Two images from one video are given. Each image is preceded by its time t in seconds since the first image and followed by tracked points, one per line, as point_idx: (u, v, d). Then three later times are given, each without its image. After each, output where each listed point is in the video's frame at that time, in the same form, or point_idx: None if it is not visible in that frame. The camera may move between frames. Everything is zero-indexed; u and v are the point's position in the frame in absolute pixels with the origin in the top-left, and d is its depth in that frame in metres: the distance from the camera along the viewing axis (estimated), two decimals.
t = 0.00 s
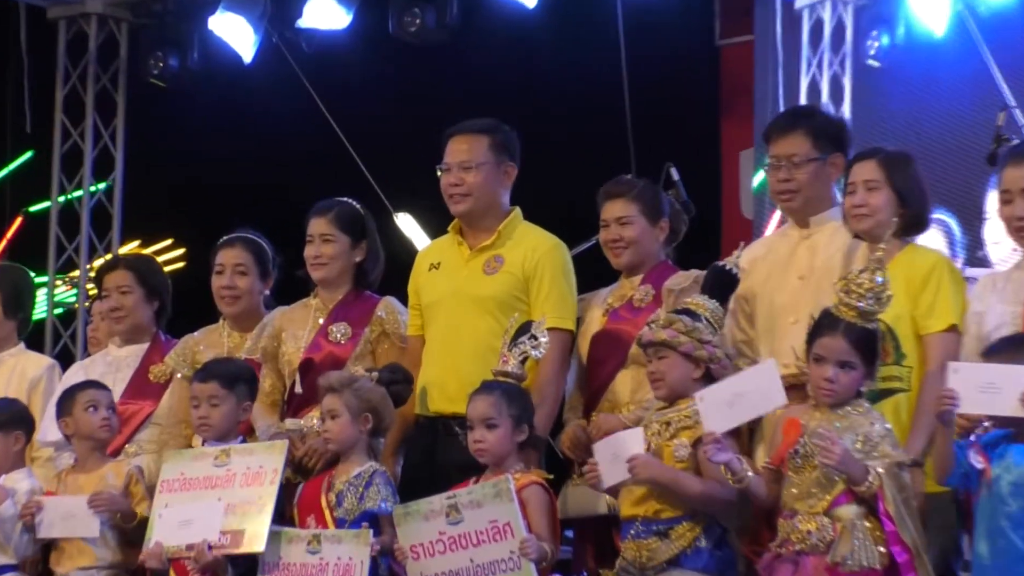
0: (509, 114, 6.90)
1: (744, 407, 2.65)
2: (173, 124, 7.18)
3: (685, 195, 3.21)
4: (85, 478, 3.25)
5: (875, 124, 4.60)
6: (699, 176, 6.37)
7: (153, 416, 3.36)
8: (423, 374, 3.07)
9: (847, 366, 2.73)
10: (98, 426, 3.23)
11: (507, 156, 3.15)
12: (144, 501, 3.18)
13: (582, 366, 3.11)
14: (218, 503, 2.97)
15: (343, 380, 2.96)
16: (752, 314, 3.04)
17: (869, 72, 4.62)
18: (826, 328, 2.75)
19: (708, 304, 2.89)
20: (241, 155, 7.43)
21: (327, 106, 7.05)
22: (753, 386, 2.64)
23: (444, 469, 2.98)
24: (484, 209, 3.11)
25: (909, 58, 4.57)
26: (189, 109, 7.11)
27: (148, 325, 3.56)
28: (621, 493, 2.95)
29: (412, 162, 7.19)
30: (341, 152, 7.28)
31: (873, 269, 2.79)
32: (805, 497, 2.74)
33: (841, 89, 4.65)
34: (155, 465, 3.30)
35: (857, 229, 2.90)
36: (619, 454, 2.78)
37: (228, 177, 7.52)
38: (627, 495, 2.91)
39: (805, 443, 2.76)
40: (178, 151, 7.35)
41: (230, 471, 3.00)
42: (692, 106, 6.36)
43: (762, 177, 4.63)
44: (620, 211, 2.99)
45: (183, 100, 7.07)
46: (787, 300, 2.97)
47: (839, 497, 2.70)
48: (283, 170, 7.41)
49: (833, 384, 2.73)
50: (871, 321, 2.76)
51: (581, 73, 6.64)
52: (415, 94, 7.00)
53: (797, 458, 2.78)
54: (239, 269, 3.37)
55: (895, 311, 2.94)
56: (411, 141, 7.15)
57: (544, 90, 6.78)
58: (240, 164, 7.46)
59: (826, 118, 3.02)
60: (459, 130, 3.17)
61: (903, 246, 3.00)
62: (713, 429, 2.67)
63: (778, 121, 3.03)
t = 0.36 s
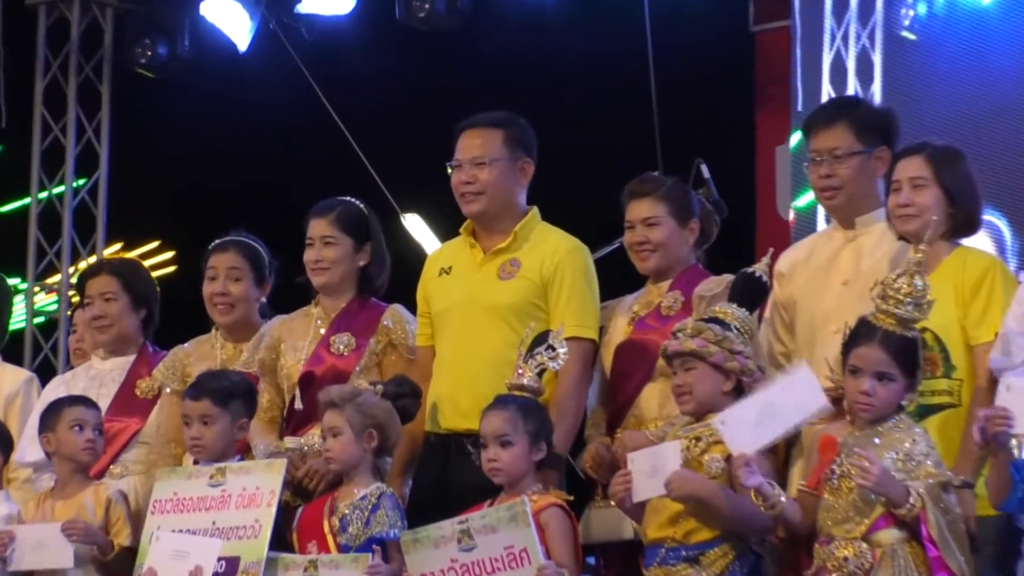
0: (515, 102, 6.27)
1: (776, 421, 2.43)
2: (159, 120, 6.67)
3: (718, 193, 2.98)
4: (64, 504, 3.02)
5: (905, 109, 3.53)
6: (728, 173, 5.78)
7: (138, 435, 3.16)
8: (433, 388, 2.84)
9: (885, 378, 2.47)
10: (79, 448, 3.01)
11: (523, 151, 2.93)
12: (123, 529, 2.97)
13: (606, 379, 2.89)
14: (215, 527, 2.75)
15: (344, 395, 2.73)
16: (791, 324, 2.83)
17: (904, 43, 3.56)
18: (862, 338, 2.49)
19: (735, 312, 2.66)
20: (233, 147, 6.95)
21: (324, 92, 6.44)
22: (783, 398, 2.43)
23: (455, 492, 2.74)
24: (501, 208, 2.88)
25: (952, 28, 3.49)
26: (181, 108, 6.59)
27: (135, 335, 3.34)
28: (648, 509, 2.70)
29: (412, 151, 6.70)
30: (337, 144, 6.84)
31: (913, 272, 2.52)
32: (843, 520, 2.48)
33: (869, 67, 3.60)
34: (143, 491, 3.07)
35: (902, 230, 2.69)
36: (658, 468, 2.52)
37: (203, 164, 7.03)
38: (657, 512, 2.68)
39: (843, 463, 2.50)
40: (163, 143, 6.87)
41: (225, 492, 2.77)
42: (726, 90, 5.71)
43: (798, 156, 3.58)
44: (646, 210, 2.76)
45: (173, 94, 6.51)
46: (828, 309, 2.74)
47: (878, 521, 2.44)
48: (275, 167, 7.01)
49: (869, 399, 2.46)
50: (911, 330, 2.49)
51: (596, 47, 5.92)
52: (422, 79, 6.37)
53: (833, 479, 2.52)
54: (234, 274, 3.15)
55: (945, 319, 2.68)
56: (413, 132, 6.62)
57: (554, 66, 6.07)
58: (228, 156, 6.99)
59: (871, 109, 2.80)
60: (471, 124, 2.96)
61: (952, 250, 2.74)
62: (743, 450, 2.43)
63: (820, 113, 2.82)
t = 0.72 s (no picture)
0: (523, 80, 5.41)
1: (824, 458, 2.18)
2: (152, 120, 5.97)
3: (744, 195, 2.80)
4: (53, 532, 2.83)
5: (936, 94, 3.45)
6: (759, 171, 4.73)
7: (125, 451, 3.00)
8: (441, 402, 2.67)
9: (915, 391, 2.27)
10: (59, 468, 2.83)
11: (534, 148, 2.76)
12: (116, 558, 2.80)
13: (625, 390, 2.72)
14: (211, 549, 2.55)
15: (347, 408, 2.56)
16: (821, 332, 2.67)
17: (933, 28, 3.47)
18: (889, 348, 2.30)
19: (762, 319, 2.48)
20: (239, 145, 6.05)
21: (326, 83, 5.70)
22: (836, 439, 2.18)
23: (465, 511, 2.57)
24: (511, 209, 2.71)
25: (988, 11, 3.41)
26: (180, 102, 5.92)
27: (121, 343, 3.18)
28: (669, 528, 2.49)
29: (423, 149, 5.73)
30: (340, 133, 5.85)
31: (943, 276, 2.33)
32: (871, 543, 2.28)
33: (897, 54, 3.51)
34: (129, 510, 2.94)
35: (942, 234, 2.51)
36: (685, 486, 2.34)
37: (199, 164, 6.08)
38: (680, 530, 2.47)
39: (874, 481, 2.30)
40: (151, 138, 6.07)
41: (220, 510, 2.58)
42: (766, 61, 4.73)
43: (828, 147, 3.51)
44: (669, 210, 2.60)
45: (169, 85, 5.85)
46: (865, 316, 2.57)
47: (909, 542, 2.24)
48: (275, 160, 6.01)
49: (899, 412, 2.26)
50: (942, 338, 2.30)
51: (609, 28, 5.14)
52: (432, 65, 5.58)
53: (862, 498, 2.32)
54: (227, 277, 2.99)
55: (984, 327, 2.47)
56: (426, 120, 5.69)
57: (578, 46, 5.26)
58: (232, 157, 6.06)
59: (905, 102, 2.64)
60: (476, 120, 2.78)
61: (993, 253, 2.54)
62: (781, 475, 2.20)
63: (852, 106, 2.65)
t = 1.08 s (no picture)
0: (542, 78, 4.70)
1: (812, 464, 1.98)
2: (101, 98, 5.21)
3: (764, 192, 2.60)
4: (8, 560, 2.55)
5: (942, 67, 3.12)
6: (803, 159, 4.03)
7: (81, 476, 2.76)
8: (431, 420, 2.43)
9: (946, 408, 2.00)
10: (7, 486, 2.58)
11: (533, 142, 2.53)
12: None
13: (634, 407, 2.49)
14: None
15: (328, 427, 2.33)
16: (848, 345, 2.41)
17: None
18: (917, 361, 2.04)
19: (781, 327, 2.24)
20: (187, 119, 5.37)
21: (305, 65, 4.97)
22: (817, 438, 2.00)
23: (457, 540, 2.33)
24: (508, 208, 2.48)
25: None
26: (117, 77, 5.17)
27: (79, 356, 2.95)
28: (684, 551, 2.21)
29: (415, 142, 5.00)
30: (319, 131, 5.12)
31: (975, 280, 2.06)
32: None
33: (899, 25, 3.18)
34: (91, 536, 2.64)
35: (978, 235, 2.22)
36: (704, 495, 2.06)
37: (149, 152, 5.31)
38: (698, 551, 2.18)
39: (902, 508, 2.02)
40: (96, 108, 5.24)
41: (191, 545, 2.32)
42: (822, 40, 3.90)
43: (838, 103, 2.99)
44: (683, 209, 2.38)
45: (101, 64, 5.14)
46: (898, 327, 2.31)
47: None
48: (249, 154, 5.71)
49: (928, 432, 2.00)
50: (977, 350, 2.04)
51: (610, 13, 4.46)
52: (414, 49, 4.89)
53: (890, 527, 2.03)
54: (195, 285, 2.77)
55: None
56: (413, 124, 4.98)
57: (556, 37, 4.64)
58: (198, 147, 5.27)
59: (942, 89, 2.39)
60: (471, 111, 2.55)
61: None
62: (784, 501, 1.96)
63: (882, 96, 2.39)
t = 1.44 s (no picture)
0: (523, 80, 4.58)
1: (848, 487, 1.84)
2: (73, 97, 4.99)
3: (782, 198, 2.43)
4: None
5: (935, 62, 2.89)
6: (809, 172, 3.94)
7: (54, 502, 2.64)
8: (426, 442, 2.28)
9: (976, 427, 1.84)
10: None
11: (533, 144, 2.38)
12: None
13: (645, 428, 2.33)
14: None
15: (314, 451, 2.19)
16: (868, 359, 2.21)
17: None
18: (942, 378, 1.88)
19: (796, 343, 2.09)
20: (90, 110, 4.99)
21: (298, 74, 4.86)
22: (856, 460, 1.84)
23: (452, 568, 2.18)
24: (508, 216, 2.33)
25: None
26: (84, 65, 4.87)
27: (51, 374, 2.84)
28: None
29: (410, 144, 4.93)
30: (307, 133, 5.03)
31: (998, 290, 1.90)
32: None
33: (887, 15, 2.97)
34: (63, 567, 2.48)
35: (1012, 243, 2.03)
36: (714, 522, 1.92)
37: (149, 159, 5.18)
38: None
39: (937, 536, 1.84)
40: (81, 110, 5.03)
41: None
42: (808, 69, 3.95)
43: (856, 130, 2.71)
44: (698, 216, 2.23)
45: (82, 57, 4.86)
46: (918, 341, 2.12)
47: None
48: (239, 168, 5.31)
49: (959, 454, 1.84)
50: (1004, 364, 1.87)
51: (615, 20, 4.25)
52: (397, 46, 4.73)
53: (922, 557, 1.86)
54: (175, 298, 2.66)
55: None
56: (405, 129, 4.90)
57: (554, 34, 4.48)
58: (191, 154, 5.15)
59: (966, 87, 2.19)
60: (466, 112, 2.39)
61: None
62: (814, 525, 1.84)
63: (903, 95, 2.18)
